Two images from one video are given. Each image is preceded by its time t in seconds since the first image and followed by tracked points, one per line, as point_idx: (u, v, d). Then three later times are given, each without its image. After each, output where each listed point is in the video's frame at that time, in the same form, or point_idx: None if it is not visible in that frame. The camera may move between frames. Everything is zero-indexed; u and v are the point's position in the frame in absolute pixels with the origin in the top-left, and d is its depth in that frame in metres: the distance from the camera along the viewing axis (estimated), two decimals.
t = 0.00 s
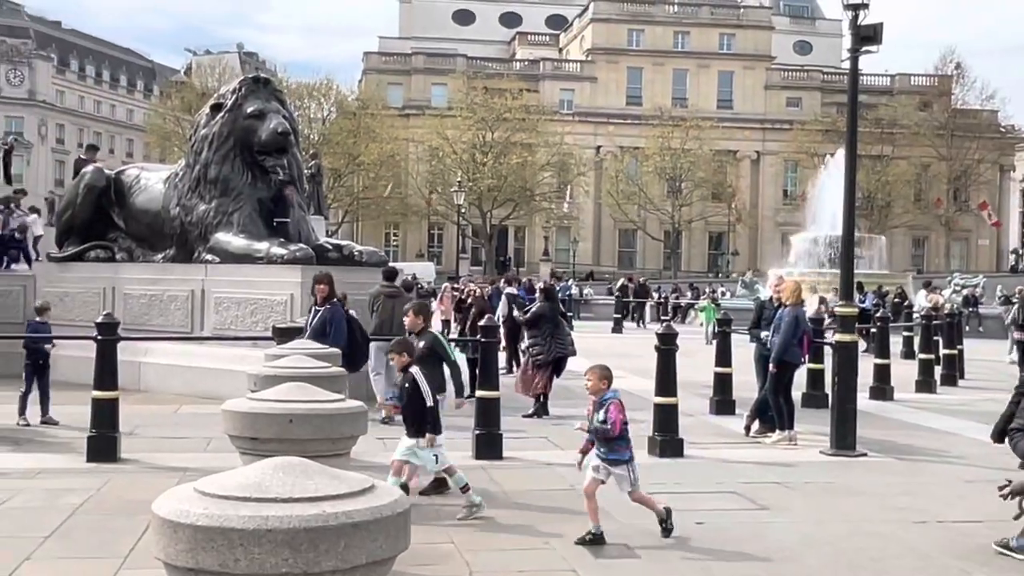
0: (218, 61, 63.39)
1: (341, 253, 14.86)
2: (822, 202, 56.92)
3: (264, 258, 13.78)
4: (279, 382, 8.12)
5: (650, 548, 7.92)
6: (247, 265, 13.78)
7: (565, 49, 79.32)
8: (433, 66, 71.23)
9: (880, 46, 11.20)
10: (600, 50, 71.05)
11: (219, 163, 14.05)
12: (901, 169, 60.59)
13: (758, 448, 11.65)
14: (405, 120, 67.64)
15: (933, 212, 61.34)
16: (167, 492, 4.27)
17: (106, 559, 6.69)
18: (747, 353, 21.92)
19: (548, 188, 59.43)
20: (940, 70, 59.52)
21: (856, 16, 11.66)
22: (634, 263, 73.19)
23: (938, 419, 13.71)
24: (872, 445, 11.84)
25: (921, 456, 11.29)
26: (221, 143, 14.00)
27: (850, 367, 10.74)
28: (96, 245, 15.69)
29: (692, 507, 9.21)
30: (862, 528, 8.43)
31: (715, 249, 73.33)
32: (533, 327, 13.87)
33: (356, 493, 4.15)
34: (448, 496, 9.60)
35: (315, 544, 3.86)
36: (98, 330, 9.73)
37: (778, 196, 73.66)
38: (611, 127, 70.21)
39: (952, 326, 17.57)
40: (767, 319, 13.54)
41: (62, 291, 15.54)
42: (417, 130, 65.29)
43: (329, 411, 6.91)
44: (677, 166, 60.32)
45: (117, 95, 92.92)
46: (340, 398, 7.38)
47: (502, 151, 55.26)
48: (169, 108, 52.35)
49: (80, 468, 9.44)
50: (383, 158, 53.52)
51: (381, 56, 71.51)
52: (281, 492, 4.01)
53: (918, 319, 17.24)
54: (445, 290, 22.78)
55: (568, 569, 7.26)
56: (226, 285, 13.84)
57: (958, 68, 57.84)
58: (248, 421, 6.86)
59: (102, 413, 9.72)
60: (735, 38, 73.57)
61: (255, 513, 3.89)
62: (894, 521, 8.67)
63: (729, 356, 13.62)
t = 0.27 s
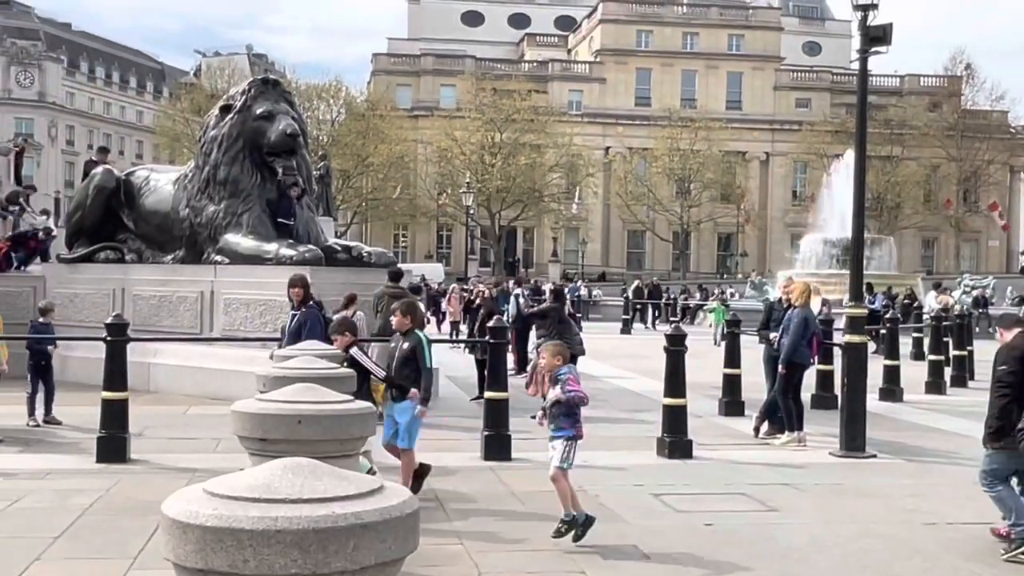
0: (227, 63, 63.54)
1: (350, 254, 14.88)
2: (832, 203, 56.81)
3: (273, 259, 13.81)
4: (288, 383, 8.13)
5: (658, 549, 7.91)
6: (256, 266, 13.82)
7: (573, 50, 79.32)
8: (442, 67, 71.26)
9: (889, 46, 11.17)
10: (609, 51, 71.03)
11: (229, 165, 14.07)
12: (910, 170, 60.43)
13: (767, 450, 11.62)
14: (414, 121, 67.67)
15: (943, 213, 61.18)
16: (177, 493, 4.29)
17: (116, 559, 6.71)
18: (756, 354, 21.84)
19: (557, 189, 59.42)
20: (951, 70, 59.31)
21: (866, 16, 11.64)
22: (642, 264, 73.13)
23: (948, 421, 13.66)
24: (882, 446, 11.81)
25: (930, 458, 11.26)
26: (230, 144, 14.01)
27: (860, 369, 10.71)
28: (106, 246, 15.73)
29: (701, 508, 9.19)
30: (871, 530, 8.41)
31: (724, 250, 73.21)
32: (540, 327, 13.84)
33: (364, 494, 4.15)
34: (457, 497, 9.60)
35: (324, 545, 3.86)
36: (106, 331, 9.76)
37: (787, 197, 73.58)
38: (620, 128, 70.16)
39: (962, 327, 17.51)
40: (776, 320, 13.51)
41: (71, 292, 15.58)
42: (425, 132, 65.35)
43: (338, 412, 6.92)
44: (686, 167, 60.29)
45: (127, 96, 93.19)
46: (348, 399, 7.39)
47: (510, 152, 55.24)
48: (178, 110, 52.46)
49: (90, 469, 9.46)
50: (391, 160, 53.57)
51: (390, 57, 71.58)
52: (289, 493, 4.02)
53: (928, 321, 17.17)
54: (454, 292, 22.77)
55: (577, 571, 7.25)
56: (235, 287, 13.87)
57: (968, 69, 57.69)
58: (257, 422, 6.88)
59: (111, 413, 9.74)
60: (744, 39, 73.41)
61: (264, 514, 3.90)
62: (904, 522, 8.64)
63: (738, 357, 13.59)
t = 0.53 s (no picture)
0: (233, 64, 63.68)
1: (355, 255, 14.90)
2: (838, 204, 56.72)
3: (279, 260, 13.85)
4: (293, 384, 8.15)
5: (664, 550, 7.91)
6: (262, 267, 13.85)
7: (579, 51, 79.32)
8: (447, 68, 71.31)
9: (896, 46, 11.15)
10: (615, 52, 71.04)
11: (234, 166, 14.07)
12: (916, 171, 60.35)
13: (773, 451, 11.60)
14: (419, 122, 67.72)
15: (950, 213, 61.07)
16: (183, 494, 4.29)
17: (122, 560, 6.72)
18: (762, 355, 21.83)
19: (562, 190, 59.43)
20: (957, 71, 59.20)
21: (871, 17, 11.62)
22: (648, 265, 73.14)
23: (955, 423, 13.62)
24: (888, 447, 11.79)
25: (937, 459, 11.25)
26: (236, 146, 14.01)
27: (866, 369, 10.71)
28: (112, 247, 15.75)
29: (706, 509, 9.19)
30: (876, 531, 8.40)
31: (730, 251, 73.17)
32: (545, 327, 13.84)
33: (370, 495, 4.15)
34: (463, 498, 9.61)
35: (330, 546, 3.86)
36: (113, 332, 9.79)
37: (793, 198, 73.50)
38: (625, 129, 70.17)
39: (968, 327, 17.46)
40: (782, 322, 13.50)
41: (78, 293, 15.61)
42: (431, 133, 65.42)
43: (343, 412, 6.91)
44: (691, 168, 60.28)
45: (134, 97, 93.46)
46: (353, 400, 7.39)
47: (516, 152, 55.24)
48: (184, 111, 52.57)
49: (96, 470, 9.47)
50: (397, 161, 53.62)
51: (395, 58, 71.65)
52: (295, 495, 4.02)
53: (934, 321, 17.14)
54: (459, 293, 22.77)
55: (582, 572, 7.24)
56: (241, 287, 13.90)
57: (974, 69, 57.61)
58: (262, 423, 6.88)
59: (117, 414, 9.75)
60: (750, 39, 73.28)
61: (270, 515, 3.90)
62: (910, 523, 8.63)
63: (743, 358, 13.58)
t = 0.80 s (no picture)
0: (236, 65, 63.66)
1: (359, 255, 14.92)
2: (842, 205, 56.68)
3: (282, 261, 13.89)
4: (296, 385, 8.16)
5: (667, 551, 7.91)
6: (265, 267, 13.87)
7: (582, 52, 79.29)
8: (450, 68, 71.32)
9: (898, 47, 11.14)
10: (618, 53, 71.02)
11: (238, 166, 14.07)
12: (919, 172, 60.30)
13: (776, 452, 11.60)
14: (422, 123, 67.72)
15: (954, 214, 61.01)
16: (187, 493, 4.29)
17: (126, 560, 6.73)
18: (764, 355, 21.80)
19: (566, 191, 59.41)
20: (961, 71, 59.11)
21: (875, 17, 11.60)
22: (651, 266, 73.11)
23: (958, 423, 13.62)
24: (890, 448, 11.79)
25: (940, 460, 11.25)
26: (239, 147, 14.00)
27: (869, 370, 10.70)
28: (116, 248, 15.73)
29: (709, 510, 9.19)
30: (880, 531, 8.39)
31: (733, 252, 73.13)
32: (547, 328, 13.84)
33: (373, 495, 4.16)
34: (465, 499, 9.62)
35: (332, 547, 3.86)
36: (117, 333, 9.81)
37: (797, 198, 73.45)
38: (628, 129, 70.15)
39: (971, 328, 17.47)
40: (785, 322, 13.50)
41: (81, 294, 15.62)
42: (434, 134, 65.41)
43: (345, 413, 6.92)
44: (695, 168, 60.31)
45: (137, 98, 93.55)
46: (356, 399, 7.40)
47: (520, 153, 55.25)
48: (188, 112, 52.61)
49: (100, 470, 9.48)
50: (401, 162, 53.64)
51: (398, 59, 71.64)
52: (297, 495, 4.02)
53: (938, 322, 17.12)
54: (462, 293, 22.79)
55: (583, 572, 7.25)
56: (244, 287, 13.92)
57: (978, 70, 57.55)
58: (265, 424, 6.88)
59: (121, 415, 9.76)
60: (753, 40, 73.19)
61: (273, 516, 3.89)
62: (913, 524, 8.62)
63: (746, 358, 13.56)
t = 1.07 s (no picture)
0: (237, 66, 63.60)
1: (361, 255, 14.95)
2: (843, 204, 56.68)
3: (284, 261, 13.93)
4: (299, 385, 8.17)
5: (670, 551, 7.91)
6: (267, 267, 13.89)
7: (583, 52, 79.28)
8: (452, 69, 71.30)
9: (901, 47, 11.13)
10: (619, 53, 71.00)
11: (239, 167, 14.07)
12: (921, 172, 60.25)
13: (778, 452, 11.60)
14: (423, 123, 67.70)
15: (956, 214, 60.96)
16: (191, 493, 4.29)
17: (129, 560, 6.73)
18: (765, 356, 21.81)
19: (567, 192, 59.38)
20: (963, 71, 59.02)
21: (877, 18, 11.61)
22: (652, 266, 73.10)
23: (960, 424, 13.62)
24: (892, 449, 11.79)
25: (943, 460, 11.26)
26: (241, 147, 13.99)
27: (871, 370, 10.70)
28: (118, 248, 15.74)
29: (712, 510, 9.19)
30: (883, 531, 8.39)
31: (734, 252, 73.09)
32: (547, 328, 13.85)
33: (377, 495, 4.16)
34: (467, 498, 9.62)
35: (337, 547, 3.86)
36: (119, 333, 9.81)
37: (798, 199, 73.41)
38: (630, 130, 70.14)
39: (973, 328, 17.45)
40: (787, 322, 13.51)
41: (82, 294, 15.64)
42: (435, 134, 65.39)
43: (347, 413, 6.92)
44: (696, 168, 60.29)
45: (138, 98, 93.56)
46: (360, 400, 7.39)
47: (521, 153, 55.22)
48: (189, 113, 52.60)
49: (103, 470, 9.49)
50: (402, 162, 53.62)
51: (399, 59, 71.63)
52: (301, 495, 4.02)
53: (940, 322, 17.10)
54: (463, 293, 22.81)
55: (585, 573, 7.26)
56: (245, 288, 13.93)
57: (980, 70, 57.52)
58: (269, 424, 6.89)
59: (123, 415, 9.76)
60: (755, 40, 73.15)
61: (277, 516, 3.90)
62: (914, 525, 8.62)
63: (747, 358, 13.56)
